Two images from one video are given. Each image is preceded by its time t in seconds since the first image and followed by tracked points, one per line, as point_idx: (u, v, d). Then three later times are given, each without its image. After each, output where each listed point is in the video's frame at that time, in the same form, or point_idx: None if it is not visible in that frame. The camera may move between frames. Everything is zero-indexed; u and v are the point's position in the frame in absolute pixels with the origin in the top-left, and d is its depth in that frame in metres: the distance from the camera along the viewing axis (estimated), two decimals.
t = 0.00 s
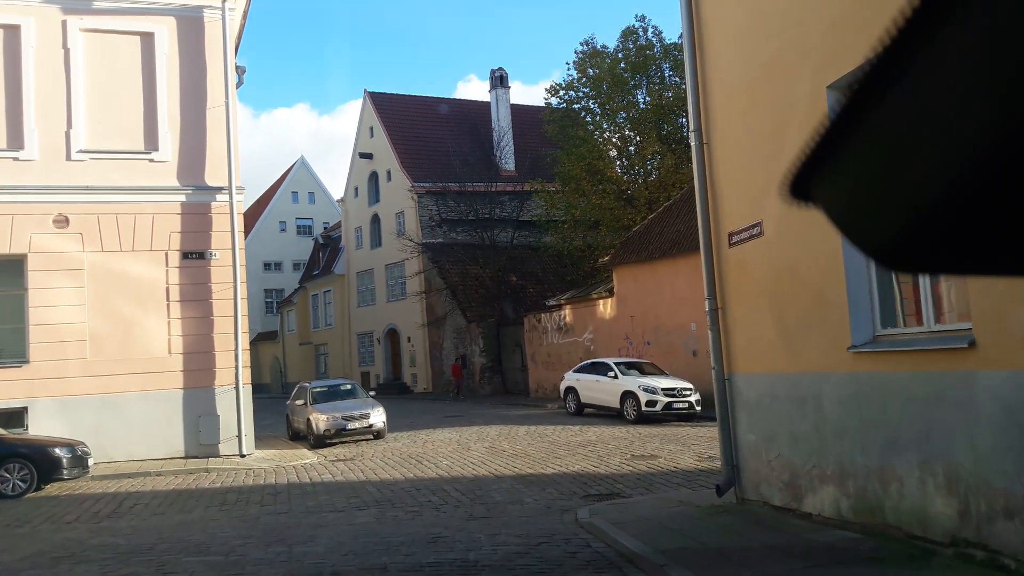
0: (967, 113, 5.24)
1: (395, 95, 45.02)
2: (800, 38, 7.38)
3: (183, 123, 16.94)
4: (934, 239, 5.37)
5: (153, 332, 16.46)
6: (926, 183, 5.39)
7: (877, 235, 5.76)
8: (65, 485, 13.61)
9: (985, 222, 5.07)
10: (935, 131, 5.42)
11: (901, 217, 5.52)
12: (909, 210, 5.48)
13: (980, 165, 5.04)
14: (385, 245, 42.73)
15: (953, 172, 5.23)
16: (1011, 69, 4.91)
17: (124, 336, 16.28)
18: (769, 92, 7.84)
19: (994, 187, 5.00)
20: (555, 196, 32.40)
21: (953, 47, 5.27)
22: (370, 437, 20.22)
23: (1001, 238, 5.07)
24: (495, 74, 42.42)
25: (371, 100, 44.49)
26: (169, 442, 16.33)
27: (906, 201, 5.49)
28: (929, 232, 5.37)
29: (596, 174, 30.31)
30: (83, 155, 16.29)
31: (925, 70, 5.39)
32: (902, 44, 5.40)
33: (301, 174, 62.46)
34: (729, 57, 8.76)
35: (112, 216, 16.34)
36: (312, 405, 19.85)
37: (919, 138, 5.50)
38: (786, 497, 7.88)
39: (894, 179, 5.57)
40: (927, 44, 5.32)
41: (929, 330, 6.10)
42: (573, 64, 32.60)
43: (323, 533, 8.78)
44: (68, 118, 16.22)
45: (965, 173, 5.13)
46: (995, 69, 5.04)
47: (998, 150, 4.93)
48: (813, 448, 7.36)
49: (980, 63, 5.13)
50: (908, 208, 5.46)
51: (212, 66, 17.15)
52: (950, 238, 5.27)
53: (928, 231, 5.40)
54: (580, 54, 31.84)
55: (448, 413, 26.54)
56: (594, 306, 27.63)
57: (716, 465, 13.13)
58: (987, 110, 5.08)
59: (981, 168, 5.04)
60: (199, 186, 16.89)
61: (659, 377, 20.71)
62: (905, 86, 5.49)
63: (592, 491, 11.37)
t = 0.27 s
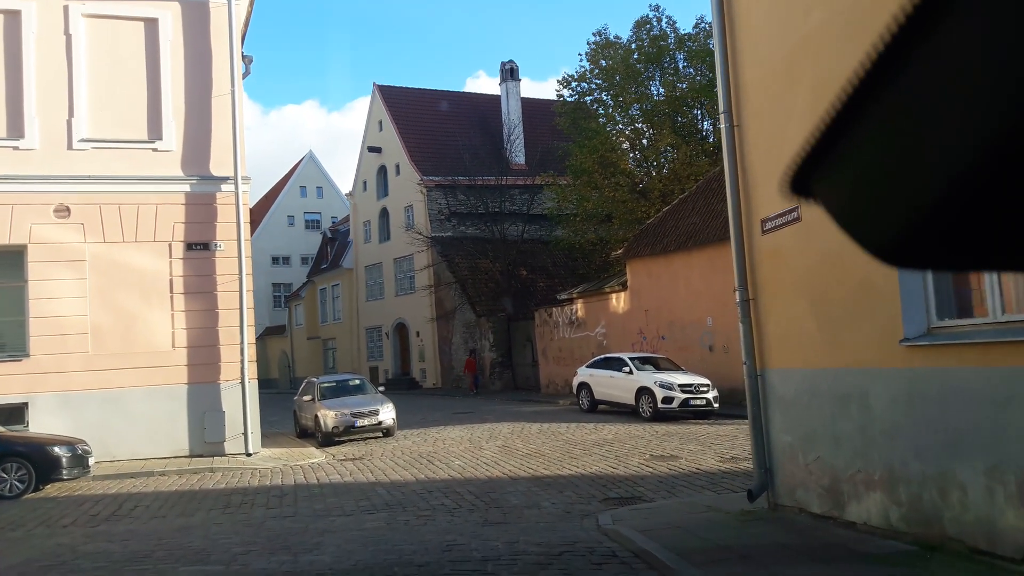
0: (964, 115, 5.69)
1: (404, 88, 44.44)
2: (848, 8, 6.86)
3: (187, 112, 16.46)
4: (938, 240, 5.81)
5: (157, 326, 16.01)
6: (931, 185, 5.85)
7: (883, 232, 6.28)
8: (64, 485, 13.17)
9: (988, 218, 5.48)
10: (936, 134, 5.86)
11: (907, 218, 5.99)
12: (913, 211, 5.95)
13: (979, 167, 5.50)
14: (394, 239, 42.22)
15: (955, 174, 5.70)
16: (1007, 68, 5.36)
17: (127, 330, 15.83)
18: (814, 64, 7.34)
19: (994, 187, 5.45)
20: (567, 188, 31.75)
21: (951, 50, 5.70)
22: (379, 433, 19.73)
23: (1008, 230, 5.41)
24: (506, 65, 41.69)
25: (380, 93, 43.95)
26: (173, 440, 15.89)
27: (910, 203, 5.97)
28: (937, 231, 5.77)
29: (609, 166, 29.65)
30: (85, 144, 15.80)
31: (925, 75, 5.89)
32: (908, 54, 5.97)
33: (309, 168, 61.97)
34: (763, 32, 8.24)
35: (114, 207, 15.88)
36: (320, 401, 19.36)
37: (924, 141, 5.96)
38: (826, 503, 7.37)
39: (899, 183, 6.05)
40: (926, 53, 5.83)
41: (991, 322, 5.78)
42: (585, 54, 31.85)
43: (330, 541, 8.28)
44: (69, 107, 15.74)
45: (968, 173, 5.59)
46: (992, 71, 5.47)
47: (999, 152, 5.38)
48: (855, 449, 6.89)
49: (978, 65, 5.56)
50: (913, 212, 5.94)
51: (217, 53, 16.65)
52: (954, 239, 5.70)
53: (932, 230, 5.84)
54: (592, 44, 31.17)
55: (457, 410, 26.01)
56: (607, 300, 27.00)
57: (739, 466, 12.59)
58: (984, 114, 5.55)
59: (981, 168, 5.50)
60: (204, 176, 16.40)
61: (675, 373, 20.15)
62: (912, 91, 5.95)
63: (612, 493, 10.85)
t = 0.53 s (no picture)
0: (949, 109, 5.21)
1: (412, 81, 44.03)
2: None
3: (190, 101, 16.05)
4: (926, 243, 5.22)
5: (158, 320, 15.59)
6: (923, 181, 5.16)
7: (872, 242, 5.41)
8: (62, 484, 12.77)
9: (986, 220, 4.99)
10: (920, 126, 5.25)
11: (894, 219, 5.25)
12: (904, 211, 5.21)
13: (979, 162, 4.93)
14: (402, 234, 41.80)
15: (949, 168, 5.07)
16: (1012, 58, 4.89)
17: (128, 325, 15.41)
18: (854, 43, 7.01)
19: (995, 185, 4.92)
20: (577, 183, 31.26)
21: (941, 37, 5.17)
22: (387, 432, 19.29)
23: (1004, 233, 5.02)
24: (515, 58, 41.21)
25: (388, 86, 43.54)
26: (175, 438, 15.46)
27: (900, 202, 5.21)
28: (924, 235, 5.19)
29: (621, 159, 29.18)
30: (84, 133, 15.38)
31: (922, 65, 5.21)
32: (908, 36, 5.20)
33: (317, 163, 61.58)
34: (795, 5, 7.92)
35: (115, 198, 15.46)
36: (326, 398, 18.92)
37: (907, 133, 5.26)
38: (867, 508, 6.89)
39: (889, 181, 5.24)
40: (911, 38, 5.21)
41: None
42: (595, 46, 31.35)
43: (336, 547, 7.82)
44: (69, 94, 15.32)
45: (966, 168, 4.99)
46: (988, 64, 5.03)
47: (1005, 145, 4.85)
48: (893, 445, 6.54)
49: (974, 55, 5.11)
50: (907, 213, 5.18)
51: (220, 40, 16.24)
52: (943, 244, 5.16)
53: (927, 232, 5.20)
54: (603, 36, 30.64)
55: (466, 407, 25.58)
56: (618, 295, 26.53)
57: (763, 466, 12.09)
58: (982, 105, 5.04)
59: (984, 164, 4.93)
60: (207, 166, 16.00)
61: (690, 370, 19.65)
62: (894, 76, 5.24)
63: (631, 495, 10.37)
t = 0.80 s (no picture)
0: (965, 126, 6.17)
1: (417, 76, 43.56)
2: None
3: (190, 93, 15.62)
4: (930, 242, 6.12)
5: (159, 319, 15.19)
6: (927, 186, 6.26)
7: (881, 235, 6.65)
8: (60, 488, 12.38)
9: (987, 218, 5.73)
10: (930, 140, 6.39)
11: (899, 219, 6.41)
12: (908, 211, 6.34)
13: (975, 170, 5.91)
14: (408, 230, 41.39)
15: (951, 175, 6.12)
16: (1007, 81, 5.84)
17: (128, 323, 15.01)
18: (904, 15, 6.76)
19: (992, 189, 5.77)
20: (586, 177, 30.75)
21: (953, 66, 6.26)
22: (395, 431, 18.86)
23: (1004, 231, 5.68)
24: (521, 52, 40.70)
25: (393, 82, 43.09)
26: (178, 440, 15.05)
27: (905, 204, 6.36)
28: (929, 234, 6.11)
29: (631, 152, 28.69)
30: (82, 126, 14.97)
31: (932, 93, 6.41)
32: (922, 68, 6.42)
33: (321, 161, 61.21)
34: None
35: (113, 193, 15.04)
36: (333, 397, 18.50)
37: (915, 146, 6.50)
38: (911, 511, 6.62)
39: (892, 185, 6.49)
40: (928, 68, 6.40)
41: None
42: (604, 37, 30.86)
43: (342, 555, 7.37)
44: (66, 87, 14.92)
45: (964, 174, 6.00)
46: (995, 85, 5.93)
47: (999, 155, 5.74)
48: (936, 443, 6.37)
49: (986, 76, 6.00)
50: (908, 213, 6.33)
51: (221, 30, 15.81)
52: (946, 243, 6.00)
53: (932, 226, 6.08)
54: (611, 27, 30.10)
55: (475, 405, 25.16)
56: (629, 290, 26.04)
57: (786, 465, 11.63)
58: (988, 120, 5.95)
59: (980, 170, 5.86)
60: (208, 160, 15.55)
61: (705, 365, 19.17)
62: (908, 97, 6.48)
63: (650, 497, 9.92)
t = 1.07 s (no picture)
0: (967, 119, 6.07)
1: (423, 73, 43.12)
2: None
3: (192, 85, 15.22)
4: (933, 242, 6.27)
5: (161, 317, 14.81)
6: (926, 182, 6.28)
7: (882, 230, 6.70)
8: (58, 492, 12.02)
9: (987, 218, 5.89)
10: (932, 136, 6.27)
11: (901, 216, 6.49)
12: (910, 210, 6.41)
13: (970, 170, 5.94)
14: (414, 228, 40.99)
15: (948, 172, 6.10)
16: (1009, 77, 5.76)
17: (129, 322, 14.63)
18: None
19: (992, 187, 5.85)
20: (594, 172, 30.26)
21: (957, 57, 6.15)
22: (403, 431, 18.46)
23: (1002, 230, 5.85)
24: (527, 47, 40.22)
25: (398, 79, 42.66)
26: (180, 441, 14.67)
27: (906, 202, 6.42)
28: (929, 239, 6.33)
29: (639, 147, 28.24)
30: (82, 120, 14.59)
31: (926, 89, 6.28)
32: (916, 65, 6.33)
33: (326, 159, 60.77)
34: None
35: (113, 188, 14.66)
36: (339, 397, 18.11)
37: (916, 142, 6.37)
38: (961, 518, 6.33)
39: (894, 182, 6.51)
40: (926, 62, 6.30)
41: None
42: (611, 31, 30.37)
43: (349, 565, 6.97)
44: (65, 80, 14.54)
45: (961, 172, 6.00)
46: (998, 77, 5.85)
47: (997, 156, 5.75)
48: (989, 447, 6.09)
49: (988, 69, 5.88)
50: (907, 212, 6.42)
51: (223, 21, 15.40)
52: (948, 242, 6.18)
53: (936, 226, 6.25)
54: (619, 20, 29.60)
55: (483, 405, 24.76)
56: (639, 287, 25.59)
57: (809, 466, 11.20)
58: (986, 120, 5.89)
59: (979, 169, 5.89)
60: (210, 154, 15.15)
61: (719, 363, 18.73)
62: (907, 91, 6.41)
63: (671, 500, 9.49)
